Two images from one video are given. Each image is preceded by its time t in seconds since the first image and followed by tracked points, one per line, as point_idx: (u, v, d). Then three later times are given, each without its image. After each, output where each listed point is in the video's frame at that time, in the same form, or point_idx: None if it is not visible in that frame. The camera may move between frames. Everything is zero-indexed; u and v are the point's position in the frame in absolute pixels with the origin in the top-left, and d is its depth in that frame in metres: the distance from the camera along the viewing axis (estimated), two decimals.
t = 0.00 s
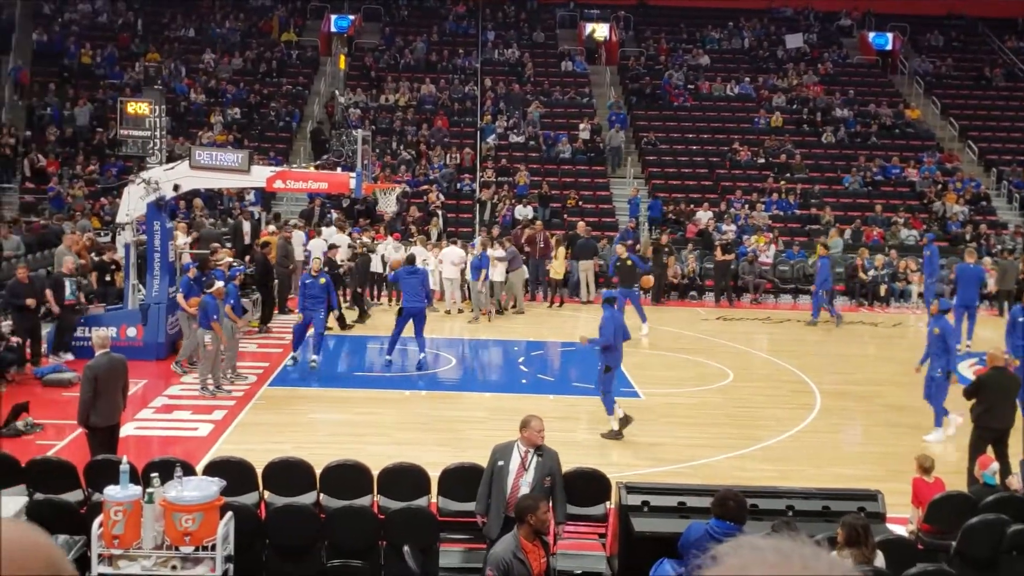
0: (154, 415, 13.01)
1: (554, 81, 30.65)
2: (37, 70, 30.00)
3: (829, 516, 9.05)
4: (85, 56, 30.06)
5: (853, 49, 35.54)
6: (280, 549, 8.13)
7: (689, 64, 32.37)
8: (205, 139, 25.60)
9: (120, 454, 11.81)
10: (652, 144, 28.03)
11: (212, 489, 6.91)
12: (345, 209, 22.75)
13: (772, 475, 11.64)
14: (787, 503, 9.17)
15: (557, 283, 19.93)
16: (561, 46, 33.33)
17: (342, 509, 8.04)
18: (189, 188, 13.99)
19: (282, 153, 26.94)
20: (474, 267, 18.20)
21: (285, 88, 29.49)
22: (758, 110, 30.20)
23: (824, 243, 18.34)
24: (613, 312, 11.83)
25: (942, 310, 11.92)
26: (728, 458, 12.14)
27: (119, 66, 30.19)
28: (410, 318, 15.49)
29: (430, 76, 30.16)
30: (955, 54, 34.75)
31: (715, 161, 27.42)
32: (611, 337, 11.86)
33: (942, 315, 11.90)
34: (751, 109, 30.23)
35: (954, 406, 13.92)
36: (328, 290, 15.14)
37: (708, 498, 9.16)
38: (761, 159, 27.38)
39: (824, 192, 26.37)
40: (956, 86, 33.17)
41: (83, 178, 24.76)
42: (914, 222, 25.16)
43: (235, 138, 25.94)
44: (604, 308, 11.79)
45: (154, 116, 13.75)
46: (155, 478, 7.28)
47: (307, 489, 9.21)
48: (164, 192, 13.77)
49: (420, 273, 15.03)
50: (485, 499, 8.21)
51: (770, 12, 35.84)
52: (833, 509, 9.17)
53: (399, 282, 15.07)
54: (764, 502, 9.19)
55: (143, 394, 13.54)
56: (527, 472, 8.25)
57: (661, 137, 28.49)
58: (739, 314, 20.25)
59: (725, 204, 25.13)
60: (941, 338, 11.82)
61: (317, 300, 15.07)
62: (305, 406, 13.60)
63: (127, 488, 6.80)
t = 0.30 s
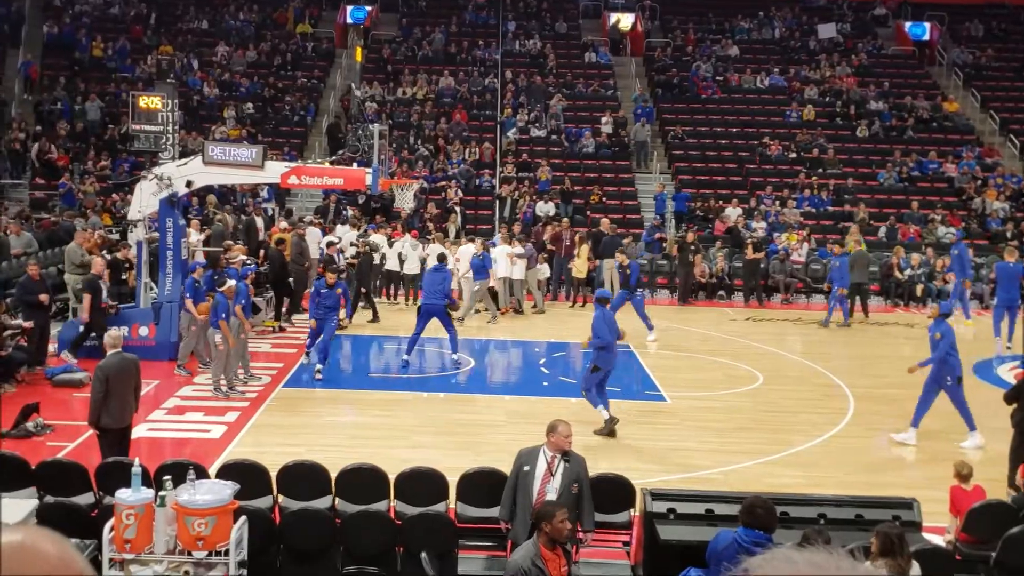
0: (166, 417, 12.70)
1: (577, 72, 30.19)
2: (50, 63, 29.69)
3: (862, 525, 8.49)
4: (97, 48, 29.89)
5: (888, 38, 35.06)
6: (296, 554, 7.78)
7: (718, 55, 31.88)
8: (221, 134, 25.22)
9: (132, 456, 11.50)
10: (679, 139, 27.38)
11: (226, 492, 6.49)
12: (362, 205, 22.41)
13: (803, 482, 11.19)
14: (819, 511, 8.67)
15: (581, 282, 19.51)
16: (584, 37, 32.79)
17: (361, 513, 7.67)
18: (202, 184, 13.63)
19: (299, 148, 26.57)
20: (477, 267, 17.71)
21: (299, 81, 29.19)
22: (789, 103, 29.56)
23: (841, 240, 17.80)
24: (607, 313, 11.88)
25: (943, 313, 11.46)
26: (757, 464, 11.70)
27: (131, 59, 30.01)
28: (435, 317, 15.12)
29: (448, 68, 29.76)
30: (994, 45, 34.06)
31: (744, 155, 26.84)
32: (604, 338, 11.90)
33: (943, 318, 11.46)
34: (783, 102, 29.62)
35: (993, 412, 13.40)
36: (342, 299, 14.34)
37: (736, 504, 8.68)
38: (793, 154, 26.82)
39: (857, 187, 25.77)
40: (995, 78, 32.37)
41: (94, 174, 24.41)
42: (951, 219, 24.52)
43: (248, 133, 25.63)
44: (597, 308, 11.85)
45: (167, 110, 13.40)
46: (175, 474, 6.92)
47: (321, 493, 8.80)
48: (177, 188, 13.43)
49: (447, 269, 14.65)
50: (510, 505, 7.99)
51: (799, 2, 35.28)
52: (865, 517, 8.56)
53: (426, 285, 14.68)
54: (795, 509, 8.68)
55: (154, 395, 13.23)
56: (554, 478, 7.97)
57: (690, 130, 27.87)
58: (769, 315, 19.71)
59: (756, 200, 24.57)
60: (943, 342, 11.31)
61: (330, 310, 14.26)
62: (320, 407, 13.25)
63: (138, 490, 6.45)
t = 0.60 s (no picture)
0: (153, 426, 11.54)
1: (606, 46, 28.83)
2: (25, 39, 28.67)
3: (925, 551, 7.23)
4: (75, 21, 28.80)
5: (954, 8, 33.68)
6: None
7: (764, 28, 30.51)
8: (212, 116, 24.07)
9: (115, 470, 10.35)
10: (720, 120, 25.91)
11: (217, 509, 6.80)
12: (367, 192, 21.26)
13: (854, 502, 9.99)
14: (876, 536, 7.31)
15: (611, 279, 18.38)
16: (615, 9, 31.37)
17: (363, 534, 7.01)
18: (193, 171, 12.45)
19: (296, 131, 25.37)
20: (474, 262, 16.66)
21: (299, 56, 27.86)
22: (844, 79, 28.26)
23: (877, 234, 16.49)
24: (602, 310, 10.55)
25: (966, 308, 10.51)
26: (807, 482, 10.48)
27: (114, 33, 28.90)
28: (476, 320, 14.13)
29: (464, 42, 28.36)
30: None
31: (795, 138, 25.50)
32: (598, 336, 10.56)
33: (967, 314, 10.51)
34: (838, 79, 28.28)
35: None
36: (355, 301, 12.80)
37: (782, 528, 7.44)
38: (848, 137, 25.25)
39: (921, 175, 24.11)
40: None
41: (74, 160, 23.46)
42: None
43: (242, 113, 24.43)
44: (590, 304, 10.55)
45: (154, 89, 12.21)
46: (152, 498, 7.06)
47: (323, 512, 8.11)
48: (166, 175, 12.27)
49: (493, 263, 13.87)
50: (535, 528, 7.15)
51: None
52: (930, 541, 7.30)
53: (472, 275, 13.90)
54: (849, 533, 7.34)
55: (140, 402, 12.08)
56: (584, 496, 7.18)
57: (732, 111, 26.43)
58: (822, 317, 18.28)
59: (806, 188, 23.32)
60: (965, 340, 10.36)
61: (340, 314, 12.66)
62: (323, 416, 12.08)
63: (123, 508, 6.80)
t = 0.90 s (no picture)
0: (119, 438, 10.30)
1: (624, 14, 26.82)
2: None
3: None
4: None
5: None
6: None
7: None
8: (184, 90, 22.64)
9: (75, 486, 9.12)
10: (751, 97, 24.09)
11: (190, 530, 5.83)
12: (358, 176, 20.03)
13: (901, 523, 8.81)
14: (926, 562, 6.50)
15: (627, 274, 17.15)
16: None
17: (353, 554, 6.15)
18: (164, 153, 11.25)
19: (278, 107, 23.76)
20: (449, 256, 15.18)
21: (283, 24, 26.22)
22: (890, 52, 25.77)
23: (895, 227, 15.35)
24: (582, 300, 9.93)
25: (968, 308, 9.01)
26: (850, 500, 9.31)
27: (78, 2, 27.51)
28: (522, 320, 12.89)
29: (466, 9, 26.62)
30: None
31: (834, 117, 23.24)
32: (576, 331, 9.90)
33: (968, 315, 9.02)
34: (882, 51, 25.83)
35: None
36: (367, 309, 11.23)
37: (820, 552, 6.63)
38: (894, 116, 22.94)
39: (976, 158, 21.82)
40: None
41: (31, 140, 22.13)
42: None
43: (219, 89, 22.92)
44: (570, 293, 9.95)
45: (120, 61, 10.98)
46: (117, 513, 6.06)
47: (306, 532, 7.21)
48: (132, 157, 11.07)
49: (532, 255, 12.75)
50: (548, 552, 6.37)
51: None
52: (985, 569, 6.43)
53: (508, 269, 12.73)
54: (895, 558, 6.51)
55: (104, 412, 10.87)
56: (603, 516, 6.44)
57: (764, 87, 24.53)
58: (860, 317, 17.06)
59: (845, 173, 21.28)
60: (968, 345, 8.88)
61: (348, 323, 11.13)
62: (310, 426, 10.86)
63: (85, 529, 5.83)
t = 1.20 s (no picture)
0: (99, 442, 9.70)
1: None
2: None
3: None
4: None
5: None
6: None
7: None
8: (170, 74, 21.93)
9: (54, 494, 8.52)
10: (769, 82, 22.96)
11: (175, 540, 5.71)
12: (355, 166, 19.41)
13: (929, 533, 8.24)
14: (953, 575, 5.99)
15: (640, 269, 16.58)
16: None
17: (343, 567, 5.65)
18: (148, 142, 10.95)
19: (269, 93, 22.91)
20: (426, 251, 14.69)
21: (275, 6, 25.39)
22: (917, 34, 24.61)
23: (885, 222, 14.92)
24: (554, 288, 9.76)
25: (941, 300, 9.06)
26: (874, 508, 8.75)
27: None
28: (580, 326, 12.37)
29: None
30: None
31: (856, 104, 22.21)
32: (547, 319, 9.74)
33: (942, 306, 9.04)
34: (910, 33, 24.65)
35: None
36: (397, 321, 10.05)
37: (843, 564, 6.05)
38: (922, 103, 22.06)
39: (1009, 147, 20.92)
40: None
41: (8, 127, 21.41)
42: None
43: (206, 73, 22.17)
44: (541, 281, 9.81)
45: (102, 43, 10.51)
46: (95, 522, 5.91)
47: (297, 542, 6.63)
48: (115, 145, 10.83)
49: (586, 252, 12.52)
50: (556, 566, 5.82)
51: None
52: None
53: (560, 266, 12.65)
54: (922, 570, 6.00)
55: (85, 416, 10.28)
56: (614, 526, 5.91)
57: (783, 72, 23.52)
58: (882, 315, 16.53)
59: (870, 163, 20.41)
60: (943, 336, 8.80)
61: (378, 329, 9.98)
62: (303, 431, 10.27)
63: (64, 539, 5.70)
